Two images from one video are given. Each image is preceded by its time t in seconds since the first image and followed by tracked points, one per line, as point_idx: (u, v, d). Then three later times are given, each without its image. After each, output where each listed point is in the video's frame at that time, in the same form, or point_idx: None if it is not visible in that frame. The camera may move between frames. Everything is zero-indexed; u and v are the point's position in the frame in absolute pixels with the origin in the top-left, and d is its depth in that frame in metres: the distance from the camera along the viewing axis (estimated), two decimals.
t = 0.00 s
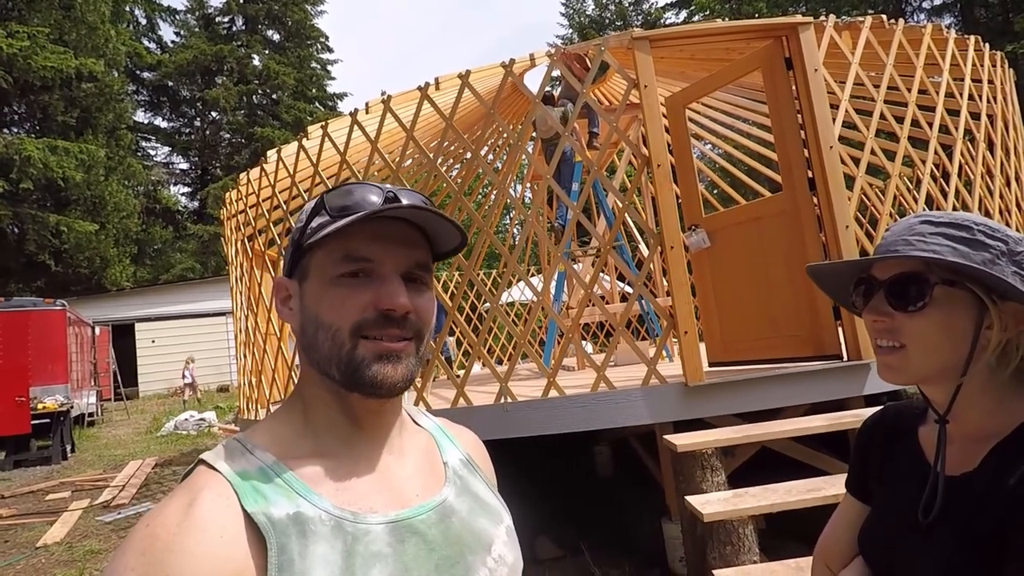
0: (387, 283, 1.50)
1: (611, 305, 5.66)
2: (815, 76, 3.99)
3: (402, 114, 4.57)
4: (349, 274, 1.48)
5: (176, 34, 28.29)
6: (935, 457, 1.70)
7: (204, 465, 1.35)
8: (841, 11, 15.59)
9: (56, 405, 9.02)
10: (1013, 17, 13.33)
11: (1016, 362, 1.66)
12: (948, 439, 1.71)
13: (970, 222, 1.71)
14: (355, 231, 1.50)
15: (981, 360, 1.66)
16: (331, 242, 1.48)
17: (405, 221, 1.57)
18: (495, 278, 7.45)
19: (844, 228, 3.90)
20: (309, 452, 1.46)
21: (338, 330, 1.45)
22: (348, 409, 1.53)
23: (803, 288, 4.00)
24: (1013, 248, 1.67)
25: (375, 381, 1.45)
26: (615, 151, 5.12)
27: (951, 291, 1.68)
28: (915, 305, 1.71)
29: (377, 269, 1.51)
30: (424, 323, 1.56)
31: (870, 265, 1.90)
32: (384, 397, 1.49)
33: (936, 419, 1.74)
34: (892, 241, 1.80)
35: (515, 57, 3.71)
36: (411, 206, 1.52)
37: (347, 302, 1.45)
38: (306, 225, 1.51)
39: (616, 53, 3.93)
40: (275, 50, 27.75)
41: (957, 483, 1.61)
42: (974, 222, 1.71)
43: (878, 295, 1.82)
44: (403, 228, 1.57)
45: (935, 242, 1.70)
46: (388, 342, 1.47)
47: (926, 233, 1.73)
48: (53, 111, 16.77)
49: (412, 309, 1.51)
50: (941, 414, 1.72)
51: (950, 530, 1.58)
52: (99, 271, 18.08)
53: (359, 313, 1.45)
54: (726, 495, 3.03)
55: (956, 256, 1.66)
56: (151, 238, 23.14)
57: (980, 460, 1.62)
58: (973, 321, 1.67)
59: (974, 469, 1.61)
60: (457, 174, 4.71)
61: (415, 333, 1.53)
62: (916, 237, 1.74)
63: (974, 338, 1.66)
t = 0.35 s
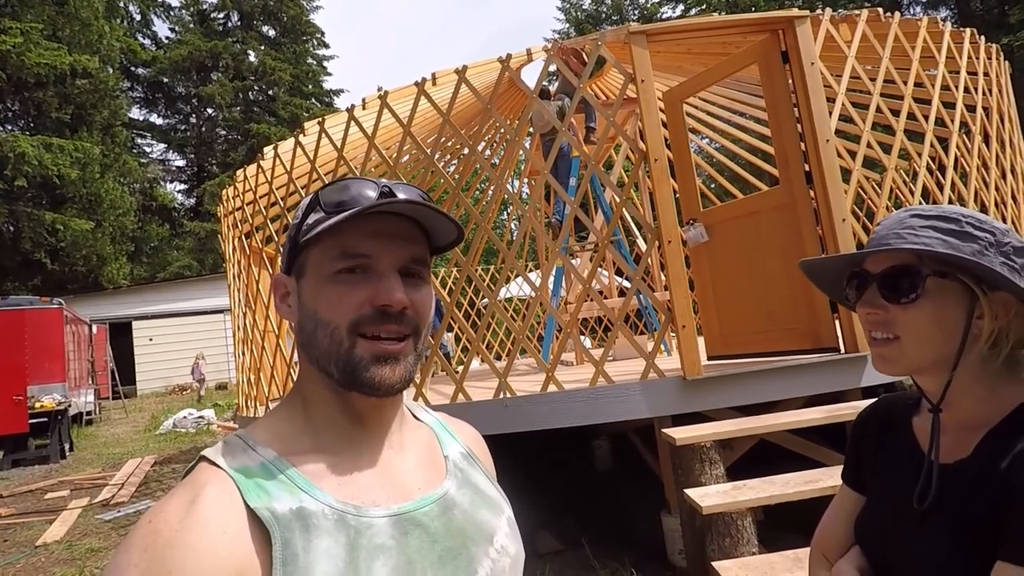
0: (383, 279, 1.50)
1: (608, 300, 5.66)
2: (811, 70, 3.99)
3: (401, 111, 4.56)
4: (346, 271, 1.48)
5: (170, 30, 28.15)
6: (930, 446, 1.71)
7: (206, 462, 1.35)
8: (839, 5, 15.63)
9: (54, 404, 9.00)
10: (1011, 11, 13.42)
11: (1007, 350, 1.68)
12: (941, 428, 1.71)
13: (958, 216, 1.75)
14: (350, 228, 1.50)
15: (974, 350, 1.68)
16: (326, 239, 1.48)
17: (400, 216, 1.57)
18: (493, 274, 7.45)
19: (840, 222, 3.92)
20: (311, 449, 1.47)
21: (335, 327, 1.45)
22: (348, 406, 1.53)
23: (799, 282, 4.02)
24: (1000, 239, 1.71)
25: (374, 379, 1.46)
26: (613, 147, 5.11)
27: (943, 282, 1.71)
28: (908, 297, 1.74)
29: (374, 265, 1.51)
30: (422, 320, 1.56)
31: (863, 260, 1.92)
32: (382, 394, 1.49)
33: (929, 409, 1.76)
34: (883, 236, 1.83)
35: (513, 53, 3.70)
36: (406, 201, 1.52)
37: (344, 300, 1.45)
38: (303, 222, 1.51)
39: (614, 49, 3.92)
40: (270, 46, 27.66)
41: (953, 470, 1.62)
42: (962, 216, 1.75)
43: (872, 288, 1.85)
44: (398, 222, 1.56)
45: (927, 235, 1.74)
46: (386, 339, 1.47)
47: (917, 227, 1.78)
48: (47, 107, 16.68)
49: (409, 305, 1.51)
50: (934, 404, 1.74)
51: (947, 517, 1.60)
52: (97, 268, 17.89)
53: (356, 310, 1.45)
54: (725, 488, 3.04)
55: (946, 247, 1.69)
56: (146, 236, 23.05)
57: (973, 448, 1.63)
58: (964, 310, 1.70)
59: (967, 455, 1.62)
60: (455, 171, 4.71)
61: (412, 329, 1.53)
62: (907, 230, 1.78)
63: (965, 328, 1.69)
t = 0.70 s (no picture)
0: (375, 271, 1.50)
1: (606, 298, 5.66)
2: (809, 70, 3.99)
3: (398, 107, 4.58)
4: (338, 263, 1.48)
5: (173, 28, 28.27)
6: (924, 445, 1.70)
7: (193, 452, 1.35)
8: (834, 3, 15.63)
9: (50, 397, 9.02)
10: (1008, 10, 13.43)
11: (1001, 347, 1.68)
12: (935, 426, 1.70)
13: (952, 212, 1.74)
14: (343, 219, 1.50)
15: (967, 347, 1.68)
16: (318, 230, 1.49)
17: (393, 207, 1.56)
18: (491, 272, 7.45)
19: (837, 223, 3.90)
20: (299, 440, 1.46)
21: (328, 319, 1.45)
22: (339, 398, 1.53)
23: (798, 284, 4.00)
24: (993, 236, 1.71)
25: (365, 371, 1.46)
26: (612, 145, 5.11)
27: (936, 279, 1.70)
28: (902, 295, 1.73)
29: (366, 257, 1.50)
30: (414, 312, 1.55)
31: (857, 258, 1.91)
32: (373, 386, 1.49)
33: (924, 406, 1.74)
34: (876, 233, 1.83)
35: (511, 50, 3.70)
36: (399, 193, 1.52)
37: (336, 292, 1.45)
38: (295, 213, 1.51)
39: (612, 47, 3.92)
40: (271, 43, 27.76)
41: (946, 468, 1.61)
42: (955, 212, 1.75)
43: (866, 285, 1.83)
44: (391, 214, 1.56)
45: (921, 232, 1.74)
46: (377, 332, 1.47)
47: (909, 224, 1.78)
48: (48, 102, 16.73)
49: (401, 298, 1.51)
50: (928, 402, 1.72)
51: (941, 516, 1.59)
52: (95, 264, 17.99)
53: (348, 302, 1.45)
54: (720, 488, 3.03)
55: (938, 244, 1.69)
56: (147, 232, 23.12)
57: (968, 447, 1.61)
58: (958, 306, 1.69)
59: (962, 453, 1.61)
60: (453, 168, 4.71)
61: (404, 322, 1.52)
62: (900, 227, 1.79)
63: (961, 325, 1.69)
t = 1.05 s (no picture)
0: (370, 272, 1.50)
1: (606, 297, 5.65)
2: (806, 65, 3.97)
3: (396, 108, 4.59)
4: (333, 263, 1.48)
5: (170, 29, 28.28)
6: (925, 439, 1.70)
7: (185, 453, 1.35)
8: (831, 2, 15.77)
9: (52, 400, 9.05)
10: (1007, 6, 13.44)
11: (1004, 340, 1.67)
12: (936, 421, 1.70)
13: (954, 203, 1.74)
14: (340, 221, 1.50)
15: (969, 339, 1.68)
16: (313, 231, 1.48)
17: (388, 208, 1.56)
18: (491, 272, 7.46)
19: (836, 218, 3.89)
20: (292, 440, 1.46)
21: (322, 320, 1.45)
22: (332, 399, 1.53)
23: (797, 279, 3.99)
24: (997, 227, 1.70)
25: (359, 372, 1.46)
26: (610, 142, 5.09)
27: (938, 270, 1.70)
28: (903, 287, 1.73)
29: (361, 258, 1.51)
30: (408, 313, 1.55)
31: (857, 250, 1.91)
32: (367, 386, 1.49)
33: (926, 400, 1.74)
34: (878, 225, 1.82)
35: (508, 49, 3.69)
36: (395, 194, 1.51)
37: (331, 292, 1.45)
38: (289, 213, 1.50)
39: (609, 44, 3.91)
40: (268, 44, 27.78)
41: (949, 462, 1.61)
42: (958, 204, 1.74)
43: (867, 278, 1.83)
44: (386, 215, 1.56)
45: (923, 223, 1.73)
46: (372, 333, 1.47)
47: (912, 216, 1.77)
48: (45, 105, 16.76)
49: (396, 299, 1.51)
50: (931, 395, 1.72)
51: (942, 511, 1.59)
52: (94, 267, 18.09)
53: (343, 303, 1.45)
54: (720, 484, 3.03)
55: (940, 236, 1.69)
56: (146, 234, 23.15)
57: (971, 440, 1.62)
58: (959, 299, 1.69)
59: (965, 448, 1.61)
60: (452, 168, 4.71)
61: (398, 323, 1.52)
62: (902, 219, 1.78)
63: (963, 317, 1.69)
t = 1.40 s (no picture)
0: (368, 269, 1.50)
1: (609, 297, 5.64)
2: (809, 63, 3.95)
3: (397, 109, 4.60)
4: (329, 259, 1.48)
5: (174, 32, 28.43)
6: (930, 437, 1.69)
7: (178, 451, 1.36)
8: None
9: (57, 401, 9.12)
10: (1011, 4, 13.38)
11: (1007, 336, 1.65)
12: (939, 419, 1.69)
13: (958, 199, 1.73)
14: (338, 216, 1.50)
15: (973, 335, 1.66)
16: (310, 226, 1.48)
17: (386, 205, 1.56)
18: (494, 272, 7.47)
19: (839, 216, 3.86)
20: (287, 438, 1.47)
21: (318, 316, 1.45)
22: (328, 397, 1.54)
23: (801, 278, 3.98)
24: (1000, 223, 1.69)
25: (357, 369, 1.46)
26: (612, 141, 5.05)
27: (940, 267, 1.69)
28: (906, 284, 1.72)
29: (358, 254, 1.51)
30: (405, 310, 1.56)
31: (860, 246, 1.90)
32: (364, 383, 1.49)
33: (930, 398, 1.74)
34: (881, 221, 1.82)
35: (509, 50, 3.69)
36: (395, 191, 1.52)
37: (327, 289, 1.45)
38: (285, 207, 1.49)
39: (610, 44, 3.90)
40: (271, 46, 27.92)
41: (953, 462, 1.60)
42: (961, 199, 1.74)
43: (869, 275, 1.83)
44: (383, 211, 1.56)
45: (925, 219, 1.73)
46: (368, 330, 1.47)
47: (915, 211, 1.76)
48: (51, 108, 16.91)
49: (393, 296, 1.51)
50: (934, 393, 1.71)
51: (947, 510, 1.58)
52: (99, 267, 18.29)
53: (340, 300, 1.45)
54: (722, 484, 3.03)
55: (943, 231, 1.68)
56: (150, 235, 23.05)
57: (974, 438, 1.61)
58: (962, 295, 1.68)
59: (970, 445, 1.60)
60: (453, 168, 4.71)
61: (396, 320, 1.52)
62: (905, 215, 1.77)
63: (966, 313, 1.67)
